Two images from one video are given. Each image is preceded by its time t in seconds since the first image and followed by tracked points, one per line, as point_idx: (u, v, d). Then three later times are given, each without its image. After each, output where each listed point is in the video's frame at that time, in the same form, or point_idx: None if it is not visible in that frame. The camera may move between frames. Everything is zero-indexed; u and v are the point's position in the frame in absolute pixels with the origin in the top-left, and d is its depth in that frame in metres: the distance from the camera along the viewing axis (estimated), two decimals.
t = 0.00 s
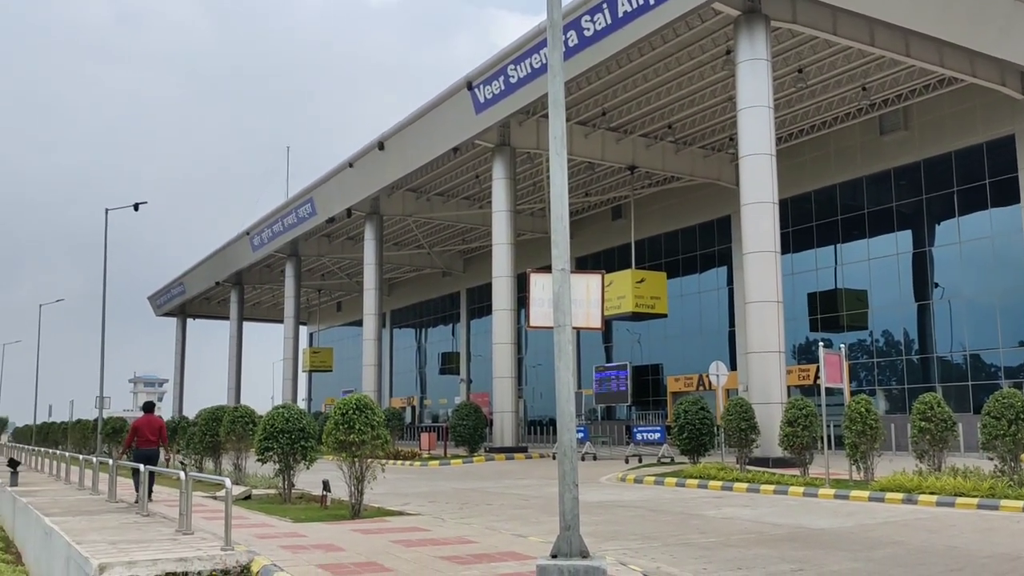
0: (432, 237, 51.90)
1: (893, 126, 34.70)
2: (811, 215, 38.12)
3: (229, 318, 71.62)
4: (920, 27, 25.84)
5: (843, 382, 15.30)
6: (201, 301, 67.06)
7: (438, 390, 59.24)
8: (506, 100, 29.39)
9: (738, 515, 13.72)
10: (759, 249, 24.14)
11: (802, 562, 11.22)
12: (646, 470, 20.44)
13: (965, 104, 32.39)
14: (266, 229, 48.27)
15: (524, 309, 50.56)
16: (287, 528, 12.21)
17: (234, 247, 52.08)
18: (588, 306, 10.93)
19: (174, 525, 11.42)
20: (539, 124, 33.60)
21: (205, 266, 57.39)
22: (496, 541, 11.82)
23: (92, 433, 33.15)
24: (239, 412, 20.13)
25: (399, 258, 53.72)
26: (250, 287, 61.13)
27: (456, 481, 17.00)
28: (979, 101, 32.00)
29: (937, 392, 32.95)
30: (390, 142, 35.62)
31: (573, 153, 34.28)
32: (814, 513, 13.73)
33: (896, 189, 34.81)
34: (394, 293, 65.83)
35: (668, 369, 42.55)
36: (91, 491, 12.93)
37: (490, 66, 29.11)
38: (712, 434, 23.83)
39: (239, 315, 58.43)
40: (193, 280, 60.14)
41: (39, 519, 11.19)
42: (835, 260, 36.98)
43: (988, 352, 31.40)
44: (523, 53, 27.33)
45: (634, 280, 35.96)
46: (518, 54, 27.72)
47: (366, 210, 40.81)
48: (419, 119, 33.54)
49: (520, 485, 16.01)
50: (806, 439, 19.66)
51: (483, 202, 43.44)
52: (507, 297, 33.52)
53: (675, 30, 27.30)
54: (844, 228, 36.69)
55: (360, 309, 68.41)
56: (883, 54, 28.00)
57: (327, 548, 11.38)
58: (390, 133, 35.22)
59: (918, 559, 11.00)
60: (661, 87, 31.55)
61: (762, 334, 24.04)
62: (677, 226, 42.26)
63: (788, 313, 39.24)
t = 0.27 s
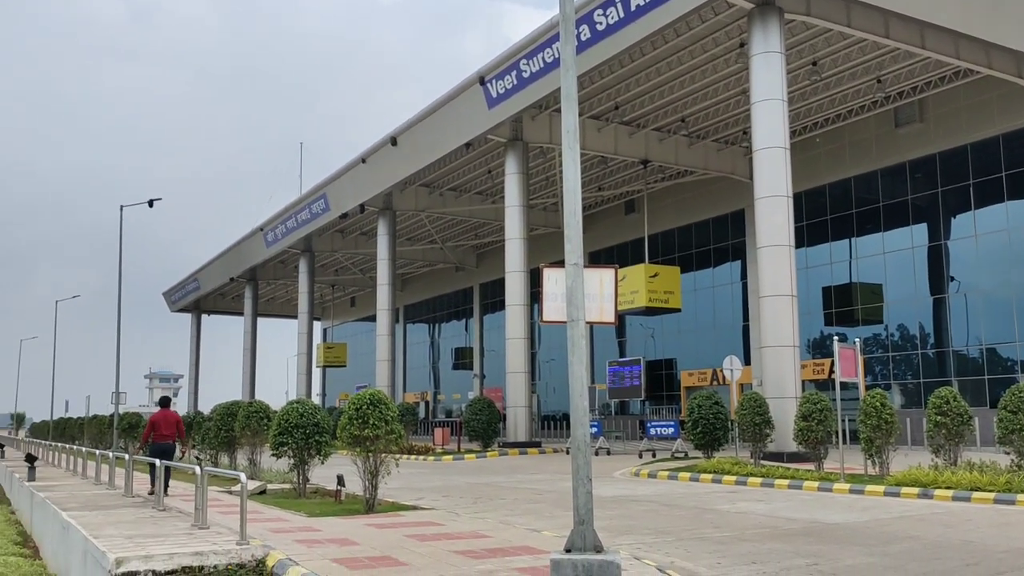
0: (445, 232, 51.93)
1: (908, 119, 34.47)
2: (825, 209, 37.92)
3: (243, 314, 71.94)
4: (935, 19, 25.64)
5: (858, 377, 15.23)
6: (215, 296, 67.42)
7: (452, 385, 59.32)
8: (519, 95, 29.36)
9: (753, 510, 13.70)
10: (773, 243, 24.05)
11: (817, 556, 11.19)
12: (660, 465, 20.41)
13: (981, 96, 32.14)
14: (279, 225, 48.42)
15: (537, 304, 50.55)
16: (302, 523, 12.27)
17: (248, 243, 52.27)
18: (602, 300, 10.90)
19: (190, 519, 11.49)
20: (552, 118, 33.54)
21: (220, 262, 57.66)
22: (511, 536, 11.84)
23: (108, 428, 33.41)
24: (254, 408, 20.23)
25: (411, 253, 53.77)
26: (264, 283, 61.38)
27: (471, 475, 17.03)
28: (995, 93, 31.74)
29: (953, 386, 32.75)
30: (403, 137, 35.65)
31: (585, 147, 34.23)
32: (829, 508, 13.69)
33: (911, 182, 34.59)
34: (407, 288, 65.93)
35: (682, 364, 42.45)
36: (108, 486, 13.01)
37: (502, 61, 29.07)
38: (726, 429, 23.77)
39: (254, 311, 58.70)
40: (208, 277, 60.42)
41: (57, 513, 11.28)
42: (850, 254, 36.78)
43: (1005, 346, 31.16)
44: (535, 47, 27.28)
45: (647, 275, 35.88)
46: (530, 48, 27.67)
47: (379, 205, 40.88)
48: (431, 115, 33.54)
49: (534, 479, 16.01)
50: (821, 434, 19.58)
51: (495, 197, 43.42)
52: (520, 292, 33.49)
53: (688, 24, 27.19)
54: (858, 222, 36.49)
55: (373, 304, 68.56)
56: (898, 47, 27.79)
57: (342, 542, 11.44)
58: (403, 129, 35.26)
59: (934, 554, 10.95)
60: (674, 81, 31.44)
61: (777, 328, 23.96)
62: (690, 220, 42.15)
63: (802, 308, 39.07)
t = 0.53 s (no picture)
0: (453, 229, 51.94)
1: (917, 114, 34.33)
2: (835, 204, 37.79)
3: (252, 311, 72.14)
4: (945, 13, 25.49)
5: (868, 373, 15.18)
6: (224, 293, 67.63)
7: (460, 381, 59.39)
8: (527, 91, 29.33)
9: (762, 506, 13.67)
10: (781, 239, 23.99)
11: (826, 552, 11.17)
12: (668, 461, 20.38)
13: (992, 91, 31.97)
14: (288, 222, 48.54)
15: (545, 300, 50.55)
16: (311, 518, 12.31)
17: (257, 240, 52.41)
18: (610, 296, 10.88)
19: (199, 515, 11.53)
20: (560, 114, 33.51)
21: (229, 259, 57.84)
22: (519, 532, 11.85)
23: (118, 425, 33.56)
24: (263, 404, 20.29)
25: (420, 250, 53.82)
26: (273, 280, 61.56)
27: (479, 471, 17.04)
28: (1006, 88, 31.58)
29: (963, 382, 32.61)
30: (411, 134, 35.67)
31: (594, 143, 34.20)
32: (838, 504, 13.65)
33: (921, 177, 34.44)
34: (416, 285, 66.00)
35: (691, 360, 42.38)
36: (118, 482, 13.07)
37: (511, 57, 29.04)
38: (735, 425, 23.74)
39: (263, 308, 58.88)
40: (217, 273, 60.61)
41: (67, 509, 11.33)
42: (859, 250, 36.66)
43: (1015, 341, 31.01)
44: (544, 43, 27.25)
45: (655, 270, 35.84)
46: (539, 44, 27.64)
47: (387, 202, 40.93)
48: (440, 111, 33.54)
49: (542, 475, 16.02)
50: (830, 430, 19.53)
51: (503, 193, 43.41)
52: (528, 288, 33.47)
53: (697, 19, 27.12)
54: (867, 218, 36.37)
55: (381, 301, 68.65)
56: (907, 41, 27.65)
57: (351, 538, 11.47)
58: (411, 125, 35.27)
59: (944, 550, 10.91)
60: (683, 77, 31.37)
61: (786, 324, 23.89)
62: (699, 216, 42.07)
63: (811, 303, 38.95)
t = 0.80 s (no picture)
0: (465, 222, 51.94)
1: (932, 104, 34.10)
2: (848, 195, 37.58)
3: (265, 304, 72.41)
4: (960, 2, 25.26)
5: (882, 364, 15.11)
6: (238, 287, 67.89)
7: (473, 374, 59.50)
8: (539, 83, 29.29)
9: (775, 498, 13.64)
10: (794, 231, 23.90)
11: (840, 544, 11.15)
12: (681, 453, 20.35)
13: (1007, 80, 31.73)
14: (301, 215, 48.68)
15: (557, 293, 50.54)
16: (325, 510, 12.37)
17: (269, 233, 52.59)
18: (623, 288, 10.85)
19: (214, 507, 11.59)
20: (572, 106, 33.44)
21: (242, 252, 58.06)
22: (532, 524, 11.88)
23: (133, 418, 33.79)
24: (276, 397, 20.38)
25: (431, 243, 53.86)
26: (285, 273, 61.75)
27: (492, 463, 17.06)
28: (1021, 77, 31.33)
29: (978, 373, 32.42)
30: (423, 127, 35.69)
31: (606, 135, 34.13)
32: (853, 496, 13.60)
33: (935, 168, 34.21)
34: (428, 278, 66.07)
35: (703, 352, 42.29)
36: (134, 475, 13.15)
37: (522, 49, 28.99)
38: (748, 417, 23.68)
39: (276, 301, 59.09)
40: (229, 267, 60.87)
41: (83, 502, 11.40)
42: (873, 241, 36.48)
43: None
44: (555, 35, 27.20)
45: (668, 263, 35.75)
46: (550, 36, 27.59)
47: (399, 195, 41.00)
48: (451, 104, 33.54)
49: (555, 467, 16.02)
50: (844, 422, 19.46)
51: (515, 185, 43.38)
52: (540, 281, 33.44)
53: (709, 10, 27.00)
54: (881, 209, 36.16)
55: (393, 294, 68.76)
56: (921, 31, 27.44)
57: (365, 530, 11.52)
58: (422, 118, 35.28)
59: (958, 542, 10.87)
60: (695, 68, 31.25)
61: (800, 315, 23.81)
62: (711, 207, 41.93)
63: (824, 295, 38.78)
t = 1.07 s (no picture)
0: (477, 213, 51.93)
1: (947, 93, 33.83)
2: (863, 184, 37.34)
3: (278, 296, 72.67)
4: None
5: (896, 355, 15.04)
6: (252, 279, 68.17)
7: (486, 365, 59.61)
8: (551, 73, 29.22)
9: (789, 488, 13.60)
10: (808, 221, 23.79)
11: (855, 534, 11.12)
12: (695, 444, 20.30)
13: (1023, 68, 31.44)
14: (314, 206, 48.79)
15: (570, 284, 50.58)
16: (339, 500, 12.42)
17: (283, 225, 52.73)
18: (636, 279, 10.81)
19: (230, 498, 11.63)
20: (584, 96, 33.35)
21: (256, 244, 58.28)
22: (546, 514, 11.91)
23: (149, 409, 34.03)
24: (291, 388, 20.45)
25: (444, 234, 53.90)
26: (299, 265, 61.96)
27: (505, 454, 17.08)
28: None
29: (993, 364, 32.22)
30: (435, 118, 35.67)
31: (618, 125, 34.04)
32: (867, 486, 13.56)
33: (951, 157, 33.95)
34: (441, 269, 66.16)
35: (717, 343, 42.19)
36: (150, 465, 13.24)
37: (534, 39, 28.91)
38: (762, 407, 23.62)
39: (290, 293, 59.31)
40: (244, 258, 61.11)
41: (100, 492, 11.49)
42: (887, 231, 36.26)
43: None
44: (567, 25, 27.13)
45: (681, 253, 35.64)
46: (562, 26, 27.53)
47: (412, 186, 41.03)
48: (463, 95, 33.51)
49: (568, 458, 16.01)
50: (858, 412, 19.38)
51: (527, 176, 43.33)
52: (552, 272, 33.42)
53: None
54: (896, 198, 35.92)
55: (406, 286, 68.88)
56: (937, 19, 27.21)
57: (379, 520, 11.58)
58: (434, 109, 35.27)
59: (974, 532, 10.82)
60: (708, 57, 31.10)
61: (813, 305, 23.71)
62: (725, 197, 41.76)
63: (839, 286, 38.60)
